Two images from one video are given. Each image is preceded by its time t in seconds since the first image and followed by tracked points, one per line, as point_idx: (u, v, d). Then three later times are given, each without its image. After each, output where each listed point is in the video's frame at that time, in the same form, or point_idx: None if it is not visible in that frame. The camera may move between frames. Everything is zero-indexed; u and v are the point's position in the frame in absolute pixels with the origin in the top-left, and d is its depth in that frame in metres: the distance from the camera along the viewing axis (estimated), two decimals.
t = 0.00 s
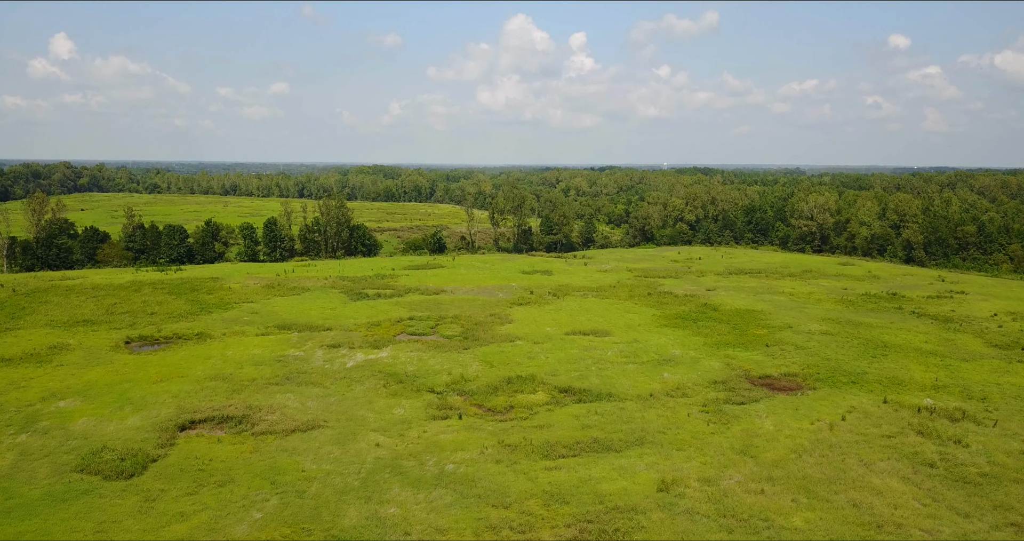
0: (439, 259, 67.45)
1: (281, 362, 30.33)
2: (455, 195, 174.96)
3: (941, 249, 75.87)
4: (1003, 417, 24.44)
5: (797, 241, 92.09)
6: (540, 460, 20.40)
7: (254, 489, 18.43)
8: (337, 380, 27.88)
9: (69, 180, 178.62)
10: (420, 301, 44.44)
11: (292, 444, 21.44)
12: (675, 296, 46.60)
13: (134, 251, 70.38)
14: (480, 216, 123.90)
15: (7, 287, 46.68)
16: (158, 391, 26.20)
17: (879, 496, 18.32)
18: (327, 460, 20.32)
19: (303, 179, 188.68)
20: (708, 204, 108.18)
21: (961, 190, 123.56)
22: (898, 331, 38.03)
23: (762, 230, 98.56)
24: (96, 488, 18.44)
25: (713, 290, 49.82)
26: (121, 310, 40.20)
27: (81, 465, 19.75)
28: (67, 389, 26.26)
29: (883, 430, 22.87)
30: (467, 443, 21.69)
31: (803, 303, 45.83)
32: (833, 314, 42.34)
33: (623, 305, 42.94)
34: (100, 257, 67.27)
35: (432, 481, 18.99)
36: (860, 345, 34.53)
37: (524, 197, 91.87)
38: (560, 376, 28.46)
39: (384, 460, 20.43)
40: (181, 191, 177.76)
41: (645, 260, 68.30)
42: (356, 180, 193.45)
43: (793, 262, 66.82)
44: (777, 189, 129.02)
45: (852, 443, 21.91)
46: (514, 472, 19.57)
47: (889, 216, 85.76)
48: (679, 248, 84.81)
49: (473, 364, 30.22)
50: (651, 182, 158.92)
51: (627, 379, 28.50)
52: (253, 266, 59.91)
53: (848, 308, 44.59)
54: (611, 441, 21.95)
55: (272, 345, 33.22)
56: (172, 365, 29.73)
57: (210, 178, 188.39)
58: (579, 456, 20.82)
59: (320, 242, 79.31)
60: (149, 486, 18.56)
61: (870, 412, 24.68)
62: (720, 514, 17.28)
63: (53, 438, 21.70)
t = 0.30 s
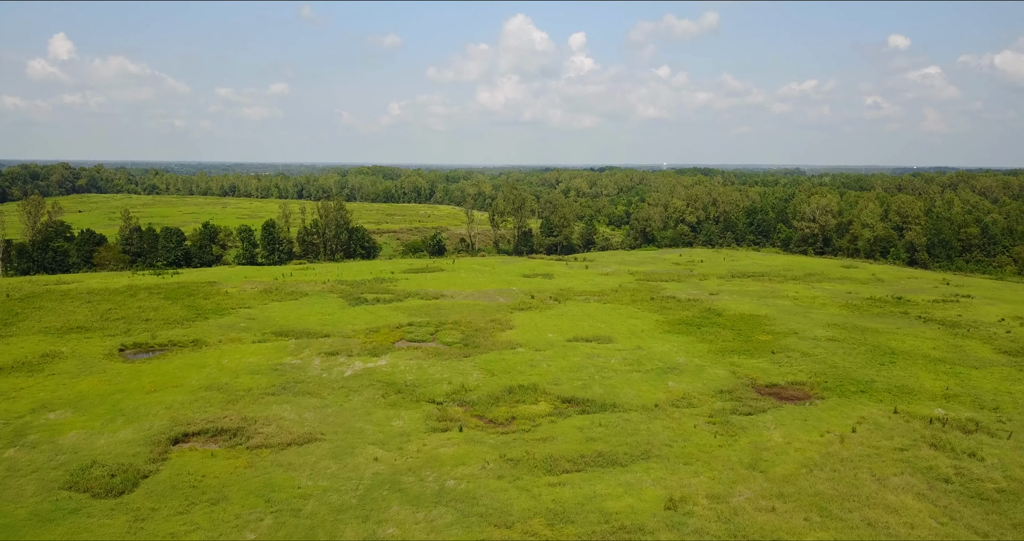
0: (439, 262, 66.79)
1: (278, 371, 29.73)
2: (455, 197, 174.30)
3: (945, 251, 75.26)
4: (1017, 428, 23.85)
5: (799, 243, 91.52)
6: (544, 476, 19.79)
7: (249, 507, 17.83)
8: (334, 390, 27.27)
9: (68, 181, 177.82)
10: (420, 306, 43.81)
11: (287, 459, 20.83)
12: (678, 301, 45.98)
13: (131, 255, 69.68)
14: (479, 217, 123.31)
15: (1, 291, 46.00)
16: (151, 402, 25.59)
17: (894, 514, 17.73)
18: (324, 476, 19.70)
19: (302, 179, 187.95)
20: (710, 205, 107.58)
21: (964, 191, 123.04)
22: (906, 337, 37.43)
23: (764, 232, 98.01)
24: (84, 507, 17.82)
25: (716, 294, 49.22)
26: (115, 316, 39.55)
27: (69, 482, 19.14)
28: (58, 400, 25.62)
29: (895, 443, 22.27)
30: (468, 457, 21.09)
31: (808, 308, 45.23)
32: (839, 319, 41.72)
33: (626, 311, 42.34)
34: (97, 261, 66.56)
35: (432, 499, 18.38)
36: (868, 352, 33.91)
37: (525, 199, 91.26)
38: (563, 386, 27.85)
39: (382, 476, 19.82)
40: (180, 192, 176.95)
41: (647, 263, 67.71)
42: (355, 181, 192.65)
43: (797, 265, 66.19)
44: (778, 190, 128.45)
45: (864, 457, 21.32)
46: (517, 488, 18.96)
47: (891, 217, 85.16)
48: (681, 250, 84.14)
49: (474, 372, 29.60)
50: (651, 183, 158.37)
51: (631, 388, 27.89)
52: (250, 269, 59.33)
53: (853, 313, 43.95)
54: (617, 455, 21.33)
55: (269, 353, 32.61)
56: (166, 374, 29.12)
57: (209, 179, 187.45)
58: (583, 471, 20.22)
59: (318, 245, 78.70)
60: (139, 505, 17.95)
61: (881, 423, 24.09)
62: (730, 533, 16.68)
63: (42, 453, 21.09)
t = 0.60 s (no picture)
0: (439, 263, 66.29)
1: (275, 376, 29.19)
2: (454, 197, 173.81)
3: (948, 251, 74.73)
4: None
5: (802, 244, 91.00)
6: (547, 486, 19.24)
7: (243, 520, 17.28)
8: (332, 396, 26.71)
9: (67, 181, 177.30)
10: (420, 309, 43.25)
11: (283, 469, 20.28)
12: (681, 303, 45.43)
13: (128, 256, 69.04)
14: (479, 217, 122.86)
15: None
16: (145, 408, 25.05)
17: (908, 527, 17.19)
18: (320, 487, 19.16)
19: (302, 179, 187.44)
20: (711, 206, 107.02)
21: (965, 191, 122.45)
22: (912, 340, 36.90)
23: (765, 232, 97.48)
24: (73, 519, 17.27)
25: (719, 296, 48.68)
26: (111, 319, 39.00)
27: (58, 493, 18.60)
28: (50, 407, 25.07)
29: (906, 452, 21.74)
30: (468, 466, 20.55)
31: (812, 310, 44.71)
32: (844, 321, 41.21)
33: (628, 313, 41.81)
34: (94, 262, 65.97)
35: (432, 511, 17.83)
36: (874, 356, 33.38)
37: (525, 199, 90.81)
38: (565, 392, 27.29)
39: (381, 486, 19.28)
40: (179, 192, 176.47)
41: (649, 264, 67.22)
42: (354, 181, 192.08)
43: (799, 266, 65.68)
44: (779, 190, 127.91)
45: (875, 466, 20.79)
46: (519, 499, 18.41)
47: (894, 218, 84.66)
48: (683, 251, 83.56)
49: (474, 377, 29.05)
50: (652, 183, 157.85)
51: (635, 394, 27.35)
52: (249, 271, 58.89)
53: (858, 315, 43.41)
54: (621, 464, 20.78)
55: (266, 357, 32.06)
56: (161, 379, 28.59)
57: (208, 178, 186.90)
58: (587, 481, 19.69)
59: (317, 246, 78.15)
60: (130, 517, 17.41)
61: (891, 430, 23.57)
62: None
63: (32, 462, 20.56)
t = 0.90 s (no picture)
0: (439, 264, 65.71)
1: (272, 380, 28.65)
2: (454, 197, 173.34)
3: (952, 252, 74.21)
4: None
5: (804, 244, 90.48)
6: (550, 496, 18.70)
7: (236, 531, 16.73)
8: (329, 401, 26.16)
9: (66, 182, 176.52)
10: (419, 311, 42.70)
11: (279, 478, 19.74)
12: (683, 305, 44.91)
13: (125, 257, 68.38)
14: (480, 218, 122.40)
15: None
16: (138, 414, 24.49)
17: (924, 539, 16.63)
18: (317, 497, 18.61)
19: (301, 179, 186.83)
20: (712, 206, 106.51)
21: (967, 191, 121.94)
22: (919, 343, 36.37)
23: (767, 233, 96.97)
24: (61, 532, 16.70)
25: (722, 298, 48.19)
26: (106, 322, 38.44)
27: (46, 503, 18.04)
28: (41, 413, 24.51)
29: (918, 460, 21.22)
30: (469, 475, 20.01)
31: (817, 312, 44.18)
32: (849, 324, 40.69)
33: (630, 315, 41.29)
34: (90, 263, 65.34)
35: (432, 522, 17.28)
36: (881, 359, 32.84)
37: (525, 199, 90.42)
38: (568, 397, 26.75)
39: (379, 496, 18.72)
40: (178, 193, 175.81)
41: (650, 265, 66.72)
42: (354, 181, 191.52)
43: (802, 267, 65.15)
44: (780, 191, 127.50)
45: (887, 475, 20.25)
46: (521, 510, 17.86)
47: (896, 218, 84.18)
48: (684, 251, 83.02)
49: (475, 381, 28.51)
50: (652, 183, 157.34)
51: (639, 399, 26.81)
52: (247, 272, 58.39)
53: (863, 317, 42.89)
54: (626, 473, 20.24)
55: (263, 361, 31.52)
56: (155, 384, 28.04)
57: (207, 178, 186.26)
58: (591, 490, 19.15)
59: (316, 246, 77.59)
60: (119, 529, 16.85)
61: (902, 437, 23.03)
62: None
63: (21, 470, 20.01)
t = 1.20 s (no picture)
0: (439, 265, 65.15)
1: (269, 385, 28.11)
2: (454, 197, 172.72)
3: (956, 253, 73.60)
4: None
5: (806, 245, 89.77)
6: (553, 506, 18.16)
7: None
8: (327, 407, 25.62)
9: (64, 182, 175.66)
10: (419, 313, 42.14)
11: (275, 487, 19.21)
12: (686, 307, 44.37)
13: (122, 258, 67.81)
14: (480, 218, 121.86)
15: None
16: (132, 420, 23.96)
17: None
18: (313, 507, 18.07)
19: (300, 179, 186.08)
20: (713, 207, 105.94)
21: (969, 191, 121.34)
22: (927, 346, 35.82)
23: (769, 233, 96.39)
24: None
25: (725, 300, 47.62)
26: (101, 324, 37.86)
27: (34, 515, 17.50)
28: (32, 419, 23.95)
29: (931, 468, 20.69)
30: (470, 484, 19.47)
31: (821, 314, 43.64)
32: (854, 326, 40.16)
33: (633, 318, 40.76)
34: (87, 264, 64.66)
35: (432, 534, 16.74)
36: (889, 363, 32.31)
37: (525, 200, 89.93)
38: (571, 402, 26.22)
39: (378, 506, 18.18)
40: (177, 193, 175.07)
41: (652, 266, 66.19)
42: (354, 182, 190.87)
43: (805, 268, 64.60)
44: (781, 191, 126.96)
45: (899, 484, 19.72)
46: (524, 521, 17.31)
47: (899, 219, 83.61)
48: (686, 252, 82.42)
49: (475, 386, 27.97)
50: (653, 183, 156.75)
51: (643, 404, 26.27)
52: (245, 273, 57.85)
53: (869, 319, 42.35)
54: (632, 482, 19.70)
55: (260, 365, 30.98)
56: (150, 388, 27.50)
57: (206, 178, 185.59)
58: (595, 500, 18.62)
59: (314, 247, 77.01)
60: None
61: (913, 444, 22.51)
62: None
63: (9, 479, 19.47)
